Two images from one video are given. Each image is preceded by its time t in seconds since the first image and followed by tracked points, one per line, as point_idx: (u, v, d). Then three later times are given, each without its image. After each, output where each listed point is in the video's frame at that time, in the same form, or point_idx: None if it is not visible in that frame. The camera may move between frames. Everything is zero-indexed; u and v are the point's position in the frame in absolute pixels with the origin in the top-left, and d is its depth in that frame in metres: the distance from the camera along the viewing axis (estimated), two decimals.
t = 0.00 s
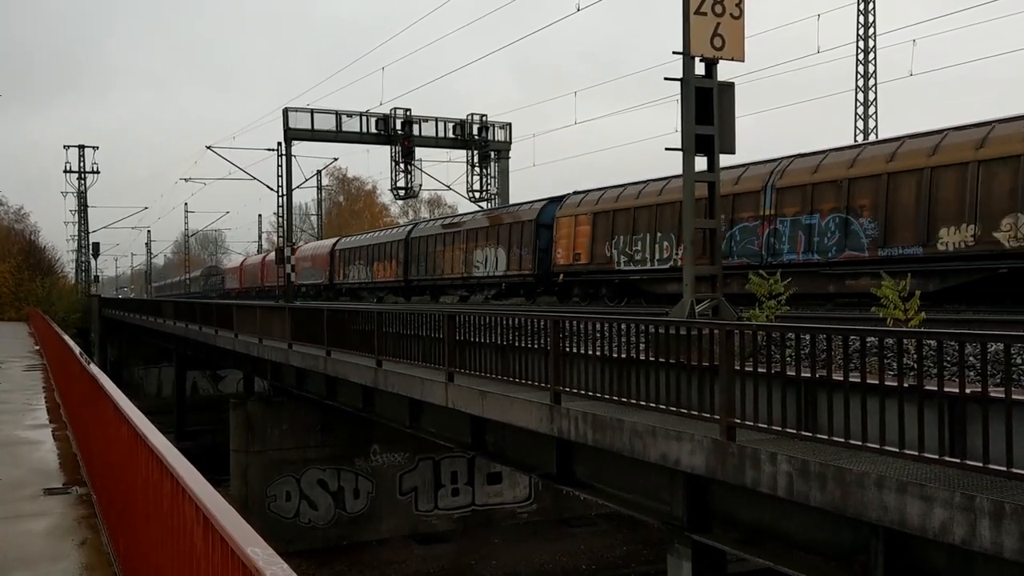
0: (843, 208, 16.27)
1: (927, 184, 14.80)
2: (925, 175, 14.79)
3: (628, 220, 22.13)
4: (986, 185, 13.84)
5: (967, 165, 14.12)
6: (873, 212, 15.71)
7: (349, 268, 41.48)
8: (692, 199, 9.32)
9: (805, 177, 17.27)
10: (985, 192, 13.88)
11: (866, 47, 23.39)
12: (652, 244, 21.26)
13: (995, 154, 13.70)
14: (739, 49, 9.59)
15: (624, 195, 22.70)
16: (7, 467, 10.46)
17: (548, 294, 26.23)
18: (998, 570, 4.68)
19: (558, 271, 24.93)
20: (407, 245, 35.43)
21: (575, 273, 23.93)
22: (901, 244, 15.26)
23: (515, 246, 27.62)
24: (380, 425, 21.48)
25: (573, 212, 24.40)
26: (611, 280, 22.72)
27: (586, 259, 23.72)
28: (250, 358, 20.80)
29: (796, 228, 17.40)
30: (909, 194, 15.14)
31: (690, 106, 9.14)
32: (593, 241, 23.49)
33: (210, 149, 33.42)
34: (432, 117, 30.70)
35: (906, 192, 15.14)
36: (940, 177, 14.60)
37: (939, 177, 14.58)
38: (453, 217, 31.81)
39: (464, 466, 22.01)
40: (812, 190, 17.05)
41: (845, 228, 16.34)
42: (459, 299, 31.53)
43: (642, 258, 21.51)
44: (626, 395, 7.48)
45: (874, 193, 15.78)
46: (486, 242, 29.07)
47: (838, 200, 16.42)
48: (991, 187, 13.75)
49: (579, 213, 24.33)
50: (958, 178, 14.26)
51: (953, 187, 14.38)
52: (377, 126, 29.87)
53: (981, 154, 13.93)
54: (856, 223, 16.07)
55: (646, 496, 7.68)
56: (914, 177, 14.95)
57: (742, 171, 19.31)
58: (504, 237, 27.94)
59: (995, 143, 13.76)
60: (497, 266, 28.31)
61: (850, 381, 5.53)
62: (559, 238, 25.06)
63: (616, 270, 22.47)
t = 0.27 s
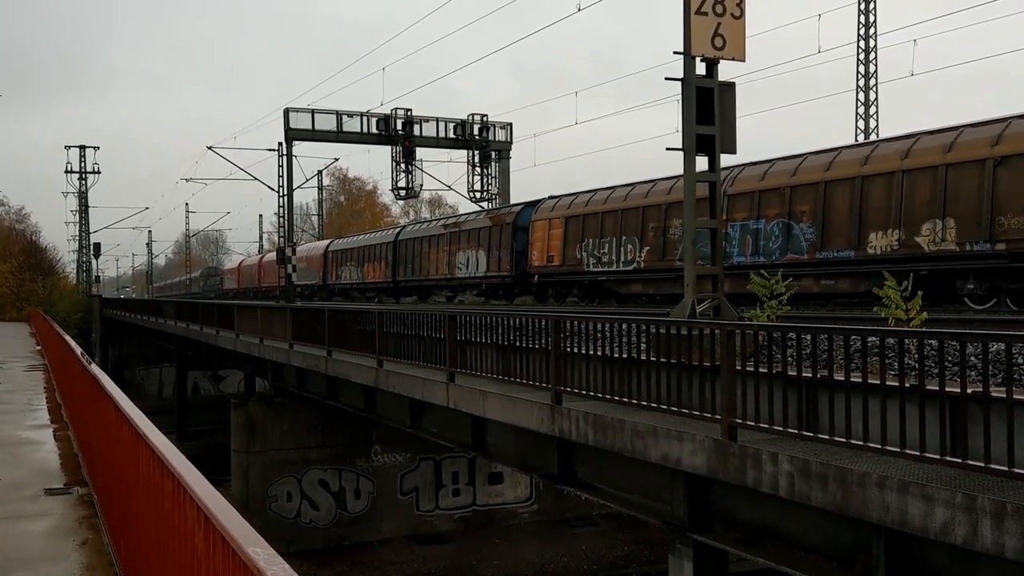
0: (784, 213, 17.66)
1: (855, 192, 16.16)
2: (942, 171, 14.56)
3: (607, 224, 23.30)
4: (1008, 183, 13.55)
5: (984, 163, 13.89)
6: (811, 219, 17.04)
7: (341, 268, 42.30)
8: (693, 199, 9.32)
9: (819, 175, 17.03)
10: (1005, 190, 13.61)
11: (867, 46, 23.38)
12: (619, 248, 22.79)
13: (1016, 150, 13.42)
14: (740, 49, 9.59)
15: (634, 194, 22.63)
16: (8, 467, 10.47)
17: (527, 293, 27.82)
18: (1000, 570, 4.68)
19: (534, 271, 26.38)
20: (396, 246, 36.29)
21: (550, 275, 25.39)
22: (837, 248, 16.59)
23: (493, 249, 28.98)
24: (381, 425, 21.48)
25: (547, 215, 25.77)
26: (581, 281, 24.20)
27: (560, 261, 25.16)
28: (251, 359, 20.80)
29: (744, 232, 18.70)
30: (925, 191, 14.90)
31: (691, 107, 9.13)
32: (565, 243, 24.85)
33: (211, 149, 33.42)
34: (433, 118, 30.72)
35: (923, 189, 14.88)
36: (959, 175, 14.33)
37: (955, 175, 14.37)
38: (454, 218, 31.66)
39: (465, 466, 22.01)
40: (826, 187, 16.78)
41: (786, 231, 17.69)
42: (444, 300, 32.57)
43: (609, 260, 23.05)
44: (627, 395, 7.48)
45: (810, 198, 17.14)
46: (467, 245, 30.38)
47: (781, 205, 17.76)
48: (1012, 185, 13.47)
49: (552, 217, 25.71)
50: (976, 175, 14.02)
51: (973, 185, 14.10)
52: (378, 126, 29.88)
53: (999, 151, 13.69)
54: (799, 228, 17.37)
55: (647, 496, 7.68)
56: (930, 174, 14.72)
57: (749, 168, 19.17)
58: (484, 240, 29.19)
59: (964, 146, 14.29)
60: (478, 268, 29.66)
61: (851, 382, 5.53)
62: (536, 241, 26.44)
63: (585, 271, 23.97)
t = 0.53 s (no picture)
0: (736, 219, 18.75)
1: (797, 201, 17.33)
2: (919, 173, 14.87)
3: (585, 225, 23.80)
4: (982, 186, 13.91)
5: (959, 166, 14.26)
6: (761, 224, 18.14)
7: (334, 270, 42.89)
8: (693, 199, 9.32)
9: (803, 177, 17.32)
10: (983, 193, 13.92)
11: (867, 47, 23.40)
12: (591, 250, 23.50)
13: (986, 155, 13.82)
14: (740, 49, 9.59)
15: (626, 195, 22.52)
16: (8, 467, 10.48)
17: (506, 294, 28.22)
18: (1000, 570, 4.68)
19: (513, 272, 27.08)
20: (386, 248, 36.99)
21: (527, 275, 25.98)
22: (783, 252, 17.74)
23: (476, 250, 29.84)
24: (381, 425, 21.48)
25: (525, 218, 26.55)
26: (556, 282, 24.84)
27: (537, 262, 25.77)
28: (251, 359, 20.80)
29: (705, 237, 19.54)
30: (948, 190, 14.47)
31: (691, 106, 9.14)
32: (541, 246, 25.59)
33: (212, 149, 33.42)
34: (433, 118, 30.71)
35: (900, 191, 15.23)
36: (975, 172, 14.04)
37: (929, 179, 14.73)
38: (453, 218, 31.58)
39: (465, 466, 22.02)
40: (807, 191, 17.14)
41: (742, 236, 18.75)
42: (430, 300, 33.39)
43: (581, 262, 23.74)
44: (627, 395, 7.48)
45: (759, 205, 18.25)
46: (452, 246, 31.26)
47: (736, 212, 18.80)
48: (985, 189, 13.84)
49: (530, 220, 26.35)
50: (951, 178, 14.38)
51: (943, 189, 14.55)
52: (378, 127, 29.88)
53: (972, 155, 14.08)
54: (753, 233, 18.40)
55: (647, 496, 7.68)
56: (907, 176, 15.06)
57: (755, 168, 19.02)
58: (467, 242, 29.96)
59: (939, 150, 14.64)
60: (462, 269, 30.48)
61: (851, 382, 5.53)
62: (514, 243, 27.20)
63: (561, 272, 24.53)
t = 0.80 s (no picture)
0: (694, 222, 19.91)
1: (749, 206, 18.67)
2: (857, 180, 16.09)
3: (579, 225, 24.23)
4: (912, 193, 15.14)
5: (892, 172, 15.50)
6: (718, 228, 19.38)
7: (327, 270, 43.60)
8: (694, 199, 9.32)
9: (820, 173, 16.99)
10: (914, 200, 15.15)
11: (867, 46, 23.42)
12: (566, 252, 24.96)
13: (917, 163, 15.11)
14: (740, 49, 9.58)
15: (599, 200, 24.00)
16: (8, 466, 10.47)
17: (489, 294, 29.62)
18: (1001, 570, 4.68)
19: (494, 273, 28.47)
20: (376, 248, 37.91)
21: (506, 275, 27.50)
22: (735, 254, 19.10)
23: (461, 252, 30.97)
24: (381, 424, 21.48)
25: (507, 221, 28.04)
26: (534, 282, 26.38)
27: (515, 263, 27.33)
28: (251, 358, 20.80)
29: (666, 239, 20.95)
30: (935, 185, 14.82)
31: (691, 106, 9.13)
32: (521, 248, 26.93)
33: (212, 148, 33.41)
34: (433, 117, 30.70)
35: (842, 197, 16.42)
36: (907, 179, 15.30)
37: (868, 187, 15.91)
38: (453, 217, 31.52)
39: (465, 466, 22.02)
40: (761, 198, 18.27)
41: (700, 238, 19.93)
42: (419, 299, 34.43)
43: (557, 263, 25.23)
44: (627, 394, 7.48)
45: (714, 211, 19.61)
46: (437, 248, 32.40)
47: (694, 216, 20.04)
48: (915, 195, 15.08)
49: (511, 223, 27.97)
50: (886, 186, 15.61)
51: (878, 196, 15.76)
52: (378, 126, 29.87)
53: (903, 164, 15.35)
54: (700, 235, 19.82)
55: (647, 496, 7.68)
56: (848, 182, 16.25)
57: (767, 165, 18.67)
58: (451, 243, 31.18)
59: (874, 159, 15.92)
60: (447, 270, 31.64)
61: (851, 381, 5.52)
62: (496, 245, 28.65)
63: (538, 273, 26.16)
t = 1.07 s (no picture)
0: (658, 227, 21.30)
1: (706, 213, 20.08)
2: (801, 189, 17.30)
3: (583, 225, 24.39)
4: (850, 200, 16.26)
5: (834, 181, 16.65)
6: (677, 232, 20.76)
7: (320, 271, 44.43)
8: (693, 199, 9.32)
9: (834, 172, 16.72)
10: (851, 207, 16.29)
11: (867, 47, 23.46)
12: (542, 255, 26.39)
13: (853, 174, 16.21)
14: (740, 50, 9.59)
15: (572, 205, 25.50)
16: (8, 467, 10.47)
17: (471, 294, 30.86)
18: (1000, 571, 4.68)
19: (476, 273, 29.92)
20: (365, 251, 38.69)
21: (487, 277, 28.97)
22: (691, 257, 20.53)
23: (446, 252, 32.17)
24: (381, 425, 21.48)
25: (489, 224, 29.37)
26: (512, 282, 27.79)
27: (496, 264, 28.77)
28: (251, 358, 20.80)
29: (632, 243, 22.54)
30: (860, 193, 16.09)
31: (691, 107, 9.13)
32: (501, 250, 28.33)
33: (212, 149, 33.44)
34: (433, 118, 30.71)
35: (788, 204, 17.62)
36: (846, 189, 16.40)
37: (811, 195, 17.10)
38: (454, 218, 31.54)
39: (464, 466, 22.03)
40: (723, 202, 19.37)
41: (663, 241, 21.30)
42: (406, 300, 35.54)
43: (534, 265, 26.67)
44: (627, 395, 7.48)
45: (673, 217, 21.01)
46: (423, 249, 33.52)
47: (657, 221, 21.37)
48: (852, 202, 16.20)
49: (491, 227, 29.37)
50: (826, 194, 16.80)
51: (820, 203, 16.95)
52: (378, 126, 29.88)
53: (842, 174, 16.49)
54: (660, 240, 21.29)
55: (647, 497, 7.68)
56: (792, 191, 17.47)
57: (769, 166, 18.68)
58: (437, 246, 32.34)
59: (819, 168, 17.07)
60: (433, 271, 32.80)
61: (850, 382, 5.53)
62: (479, 246, 30.03)
63: (516, 274, 27.60)
